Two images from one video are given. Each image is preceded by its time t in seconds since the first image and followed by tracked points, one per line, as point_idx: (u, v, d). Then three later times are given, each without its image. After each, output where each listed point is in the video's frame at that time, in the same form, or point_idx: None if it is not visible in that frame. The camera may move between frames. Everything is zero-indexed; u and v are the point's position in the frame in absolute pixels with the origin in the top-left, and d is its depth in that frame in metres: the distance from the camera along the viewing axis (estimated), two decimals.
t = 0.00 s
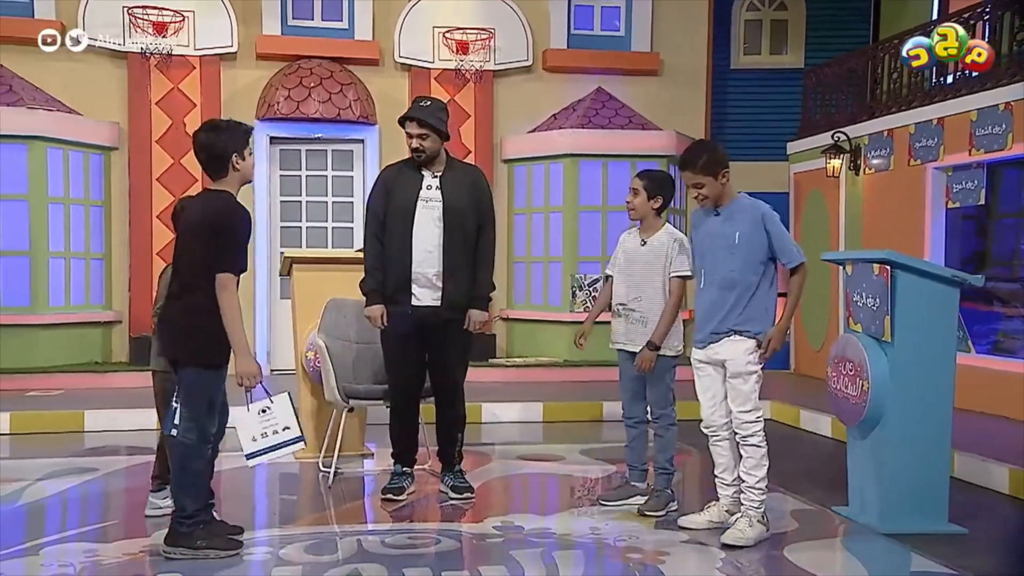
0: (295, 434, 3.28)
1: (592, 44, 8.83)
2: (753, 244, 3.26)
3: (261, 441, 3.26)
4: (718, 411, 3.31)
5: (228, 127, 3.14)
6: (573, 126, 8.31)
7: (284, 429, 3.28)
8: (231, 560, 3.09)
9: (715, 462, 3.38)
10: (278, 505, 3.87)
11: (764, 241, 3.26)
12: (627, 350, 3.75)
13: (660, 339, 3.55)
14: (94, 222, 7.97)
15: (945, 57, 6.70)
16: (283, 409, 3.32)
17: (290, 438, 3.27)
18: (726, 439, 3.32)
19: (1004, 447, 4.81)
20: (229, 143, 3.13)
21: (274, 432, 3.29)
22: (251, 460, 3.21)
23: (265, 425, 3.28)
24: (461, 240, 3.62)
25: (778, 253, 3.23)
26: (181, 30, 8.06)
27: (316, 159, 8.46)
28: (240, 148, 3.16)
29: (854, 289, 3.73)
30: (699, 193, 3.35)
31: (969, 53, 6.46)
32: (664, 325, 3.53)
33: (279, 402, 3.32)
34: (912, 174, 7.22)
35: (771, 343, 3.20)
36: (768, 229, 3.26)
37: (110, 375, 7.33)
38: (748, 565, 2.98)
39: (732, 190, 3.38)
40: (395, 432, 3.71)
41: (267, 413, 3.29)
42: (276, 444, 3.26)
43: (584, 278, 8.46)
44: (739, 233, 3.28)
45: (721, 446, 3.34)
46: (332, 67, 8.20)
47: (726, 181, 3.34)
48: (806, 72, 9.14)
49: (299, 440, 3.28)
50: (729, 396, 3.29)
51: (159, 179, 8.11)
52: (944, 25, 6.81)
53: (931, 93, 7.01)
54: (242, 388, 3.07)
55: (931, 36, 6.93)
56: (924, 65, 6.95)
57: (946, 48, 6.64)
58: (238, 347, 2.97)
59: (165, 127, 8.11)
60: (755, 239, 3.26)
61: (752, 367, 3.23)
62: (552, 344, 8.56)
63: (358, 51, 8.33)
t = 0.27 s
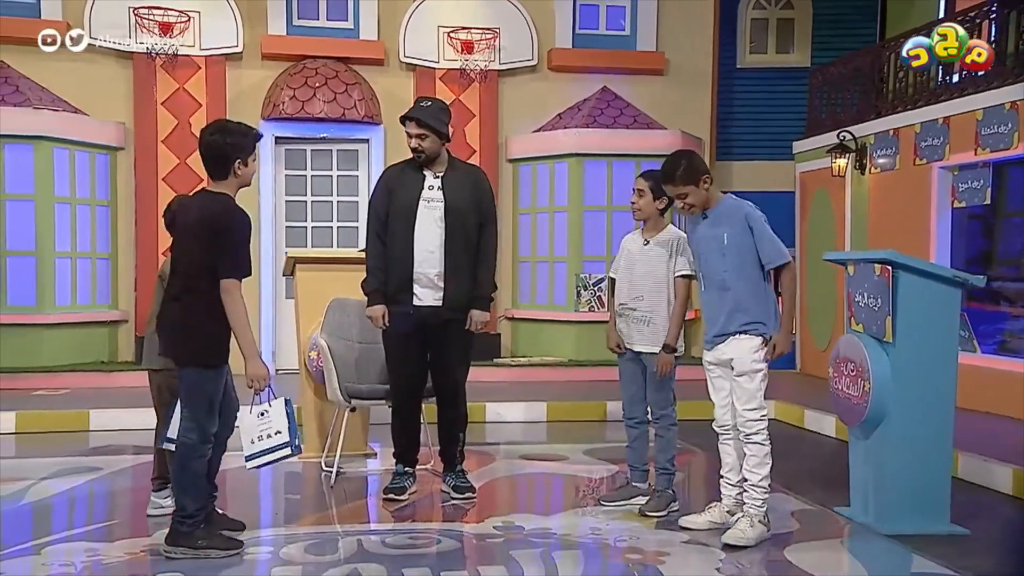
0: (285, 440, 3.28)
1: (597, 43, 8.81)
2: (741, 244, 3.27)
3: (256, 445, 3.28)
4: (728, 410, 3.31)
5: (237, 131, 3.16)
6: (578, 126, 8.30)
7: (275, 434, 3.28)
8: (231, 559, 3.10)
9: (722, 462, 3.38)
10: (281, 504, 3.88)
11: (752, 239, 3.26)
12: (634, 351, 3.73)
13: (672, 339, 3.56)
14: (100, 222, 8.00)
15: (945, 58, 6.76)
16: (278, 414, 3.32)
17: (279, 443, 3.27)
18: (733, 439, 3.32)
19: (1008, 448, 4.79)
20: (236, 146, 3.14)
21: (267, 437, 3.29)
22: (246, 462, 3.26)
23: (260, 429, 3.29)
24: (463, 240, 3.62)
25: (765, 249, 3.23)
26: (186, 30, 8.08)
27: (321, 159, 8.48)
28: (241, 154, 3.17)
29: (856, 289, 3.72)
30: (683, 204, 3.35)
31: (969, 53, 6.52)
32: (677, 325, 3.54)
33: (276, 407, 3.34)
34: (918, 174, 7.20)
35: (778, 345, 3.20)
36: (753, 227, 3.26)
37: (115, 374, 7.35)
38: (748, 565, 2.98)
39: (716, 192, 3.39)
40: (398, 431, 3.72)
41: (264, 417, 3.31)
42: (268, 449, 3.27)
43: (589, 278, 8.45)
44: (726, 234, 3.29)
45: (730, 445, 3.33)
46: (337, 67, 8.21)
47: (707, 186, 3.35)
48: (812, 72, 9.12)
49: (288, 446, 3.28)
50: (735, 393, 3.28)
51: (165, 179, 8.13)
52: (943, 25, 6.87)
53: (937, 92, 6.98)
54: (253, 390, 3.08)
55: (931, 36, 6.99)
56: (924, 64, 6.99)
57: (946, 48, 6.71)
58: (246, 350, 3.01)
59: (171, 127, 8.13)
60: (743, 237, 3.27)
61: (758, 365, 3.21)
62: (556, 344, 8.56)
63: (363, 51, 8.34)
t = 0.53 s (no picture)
0: (292, 439, 3.31)
1: (603, 43, 8.81)
2: (746, 244, 3.25)
3: (258, 443, 3.27)
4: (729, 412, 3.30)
5: (233, 133, 3.16)
6: (584, 126, 8.30)
7: (282, 433, 3.31)
8: (234, 559, 3.11)
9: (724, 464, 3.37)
10: (285, 505, 3.89)
11: (755, 240, 3.23)
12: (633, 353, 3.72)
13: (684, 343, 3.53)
14: (107, 223, 8.03)
15: (945, 58, 6.88)
16: (282, 413, 3.35)
17: (285, 442, 3.30)
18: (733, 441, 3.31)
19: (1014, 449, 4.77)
20: (237, 147, 3.15)
21: (272, 435, 3.31)
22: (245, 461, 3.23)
23: (263, 428, 3.29)
24: (466, 241, 3.63)
25: (764, 252, 3.20)
26: (193, 31, 8.11)
27: (327, 159, 8.49)
28: (241, 153, 3.17)
29: (859, 290, 3.72)
30: (698, 187, 3.37)
31: (970, 54, 6.60)
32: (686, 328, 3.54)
33: (279, 406, 3.35)
34: (924, 174, 7.17)
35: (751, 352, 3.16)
36: (760, 227, 3.23)
37: (123, 374, 7.38)
38: (750, 567, 2.98)
39: (732, 189, 3.40)
40: (401, 430, 3.73)
41: (266, 417, 3.32)
42: (273, 447, 3.29)
43: (595, 278, 8.44)
44: (733, 232, 3.28)
45: (731, 447, 3.33)
46: (343, 67, 8.22)
47: (726, 180, 3.37)
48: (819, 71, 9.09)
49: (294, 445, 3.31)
50: (735, 396, 3.27)
51: (172, 179, 8.16)
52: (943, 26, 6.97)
53: (945, 92, 6.96)
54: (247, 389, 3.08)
55: (931, 36, 7.08)
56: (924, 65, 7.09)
57: (945, 48, 6.82)
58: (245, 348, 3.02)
59: (177, 127, 8.16)
60: (747, 238, 3.25)
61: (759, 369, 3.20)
62: (562, 344, 8.56)
63: (369, 52, 8.35)
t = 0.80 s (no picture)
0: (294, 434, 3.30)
1: (609, 43, 8.80)
2: (756, 246, 3.24)
3: (258, 435, 3.27)
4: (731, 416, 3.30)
5: (231, 133, 3.16)
6: (590, 127, 8.30)
7: (284, 427, 3.30)
8: (236, 561, 3.12)
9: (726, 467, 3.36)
10: (290, 505, 3.90)
11: (765, 245, 3.22)
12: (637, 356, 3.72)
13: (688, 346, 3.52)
14: (114, 223, 8.05)
15: (945, 57, 6.92)
16: (286, 408, 3.33)
17: (286, 437, 3.30)
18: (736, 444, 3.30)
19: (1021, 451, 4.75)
20: (231, 148, 3.15)
21: (273, 429, 3.30)
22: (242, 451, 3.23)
23: (266, 420, 3.29)
24: (469, 242, 3.64)
25: (772, 258, 3.19)
26: (200, 32, 8.13)
27: (334, 160, 8.51)
28: (240, 153, 3.18)
29: (863, 292, 3.71)
30: (716, 177, 3.36)
31: (969, 54, 6.66)
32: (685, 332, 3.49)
33: (285, 401, 3.34)
34: (931, 174, 7.15)
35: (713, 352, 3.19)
36: (772, 231, 3.22)
37: (129, 375, 7.41)
38: (752, 570, 2.98)
39: (748, 190, 3.39)
40: (406, 431, 3.73)
41: (270, 410, 3.31)
42: (271, 440, 3.28)
43: (601, 279, 8.44)
44: (744, 233, 3.27)
45: (732, 450, 3.32)
46: (349, 68, 8.24)
47: (746, 179, 3.35)
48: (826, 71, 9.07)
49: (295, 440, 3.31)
50: (738, 401, 3.27)
51: (178, 180, 8.19)
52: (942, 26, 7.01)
53: (952, 92, 6.93)
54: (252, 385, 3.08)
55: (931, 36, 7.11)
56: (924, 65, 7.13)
57: (945, 48, 6.86)
58: (250, 346, 3.02)
59: (184, 128, 8.18)
60: (758, 242, 3.24)
61: (762, 374, 3.20)
62: (568, 345, 8.56)
63: (375, 53, 8.37)
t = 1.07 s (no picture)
0: (308, 433, 3.31)
1: (617, 44, 8.79)
2: (765, 250, 3.23)
3: (272, 438, 3.29)
4: (724, 422, 3.30)
5: (224, 135, 3.18)
6: (598, 128, 8.29)
7: (297, 427, 3.31)
8: (240, 563, 3.13)
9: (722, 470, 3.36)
10: (294, 506, 3.92)
11: (773, 249, 3.21)
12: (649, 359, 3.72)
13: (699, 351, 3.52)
14: (124, 225, 8.08)
15: (945, 57, 7.00)
16: (294, 407, 3.32)
17: (302, 436, 3.30)
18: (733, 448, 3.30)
19: None
20: (220, 150, 3.15)
21: (287, 429, 3.31)
22: (260, 456, 3.25)
23: (277, 423, 3.30)
24: (474, 244, 3.64)
25: (780, 264, 3.17)
26: (209, 34, 8.16)
27: (342, 161, 8.53)
28: (233, 153, 3.18)
29: (869, 295, 3.71)
30: (731, 175, 3.34)
31: (969, 53, 6.74)
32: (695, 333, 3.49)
33: (292, 401, 3.33)
34: (941, 175, 7.11)
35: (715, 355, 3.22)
36: (780, 235, 3.20)
37: (138, 376, 7.45)
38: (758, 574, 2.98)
39: (759, 193, 3.37)
40: (411, 433, 3.73)
41: (279, 412, 3.31)
42: (287, 442, 3.29)
43: (608, 280, 8.43)
44: (753, 237, 3.26)
45: (728, 456, 3.31)
46: (357, 70, 8.25)
47: (759, 181, 3.33)
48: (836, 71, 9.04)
49: (311, 439, 3.31)
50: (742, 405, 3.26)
51: (187, 182, 8.22)
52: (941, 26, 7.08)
53: (962, 92, 6.90)
54: (260, 384, 3.09)
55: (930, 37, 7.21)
56: (923, 65, 7.21)
57: (945, 48, 6.95)
58: (256, 347, 3.03)
59: (193, 130, 8.21)
60: (766, 246, 3.22)
61: (769, 379, 3.21)
62: (576, 346, 8.56)
63: (383, 54, 8.38)
